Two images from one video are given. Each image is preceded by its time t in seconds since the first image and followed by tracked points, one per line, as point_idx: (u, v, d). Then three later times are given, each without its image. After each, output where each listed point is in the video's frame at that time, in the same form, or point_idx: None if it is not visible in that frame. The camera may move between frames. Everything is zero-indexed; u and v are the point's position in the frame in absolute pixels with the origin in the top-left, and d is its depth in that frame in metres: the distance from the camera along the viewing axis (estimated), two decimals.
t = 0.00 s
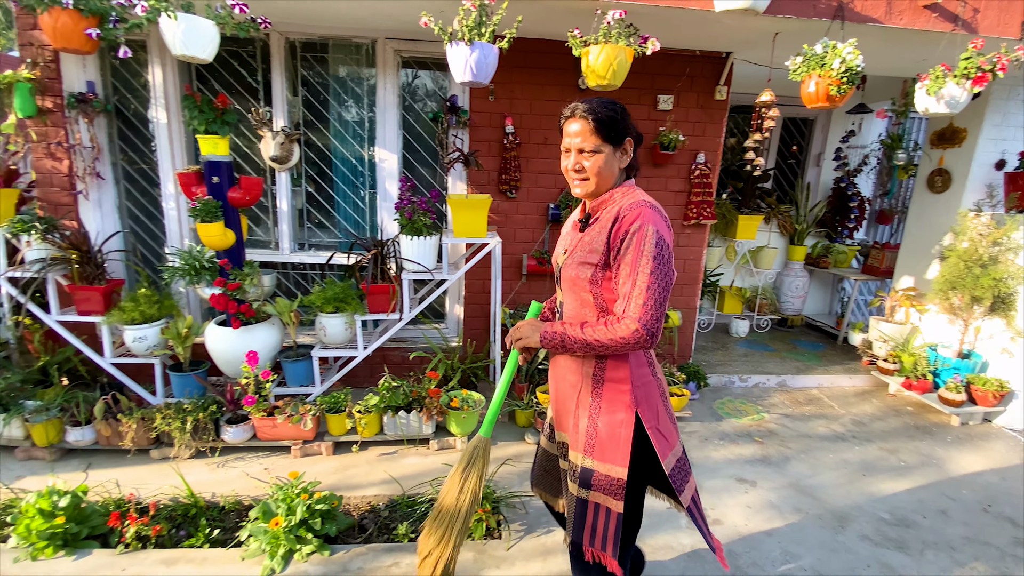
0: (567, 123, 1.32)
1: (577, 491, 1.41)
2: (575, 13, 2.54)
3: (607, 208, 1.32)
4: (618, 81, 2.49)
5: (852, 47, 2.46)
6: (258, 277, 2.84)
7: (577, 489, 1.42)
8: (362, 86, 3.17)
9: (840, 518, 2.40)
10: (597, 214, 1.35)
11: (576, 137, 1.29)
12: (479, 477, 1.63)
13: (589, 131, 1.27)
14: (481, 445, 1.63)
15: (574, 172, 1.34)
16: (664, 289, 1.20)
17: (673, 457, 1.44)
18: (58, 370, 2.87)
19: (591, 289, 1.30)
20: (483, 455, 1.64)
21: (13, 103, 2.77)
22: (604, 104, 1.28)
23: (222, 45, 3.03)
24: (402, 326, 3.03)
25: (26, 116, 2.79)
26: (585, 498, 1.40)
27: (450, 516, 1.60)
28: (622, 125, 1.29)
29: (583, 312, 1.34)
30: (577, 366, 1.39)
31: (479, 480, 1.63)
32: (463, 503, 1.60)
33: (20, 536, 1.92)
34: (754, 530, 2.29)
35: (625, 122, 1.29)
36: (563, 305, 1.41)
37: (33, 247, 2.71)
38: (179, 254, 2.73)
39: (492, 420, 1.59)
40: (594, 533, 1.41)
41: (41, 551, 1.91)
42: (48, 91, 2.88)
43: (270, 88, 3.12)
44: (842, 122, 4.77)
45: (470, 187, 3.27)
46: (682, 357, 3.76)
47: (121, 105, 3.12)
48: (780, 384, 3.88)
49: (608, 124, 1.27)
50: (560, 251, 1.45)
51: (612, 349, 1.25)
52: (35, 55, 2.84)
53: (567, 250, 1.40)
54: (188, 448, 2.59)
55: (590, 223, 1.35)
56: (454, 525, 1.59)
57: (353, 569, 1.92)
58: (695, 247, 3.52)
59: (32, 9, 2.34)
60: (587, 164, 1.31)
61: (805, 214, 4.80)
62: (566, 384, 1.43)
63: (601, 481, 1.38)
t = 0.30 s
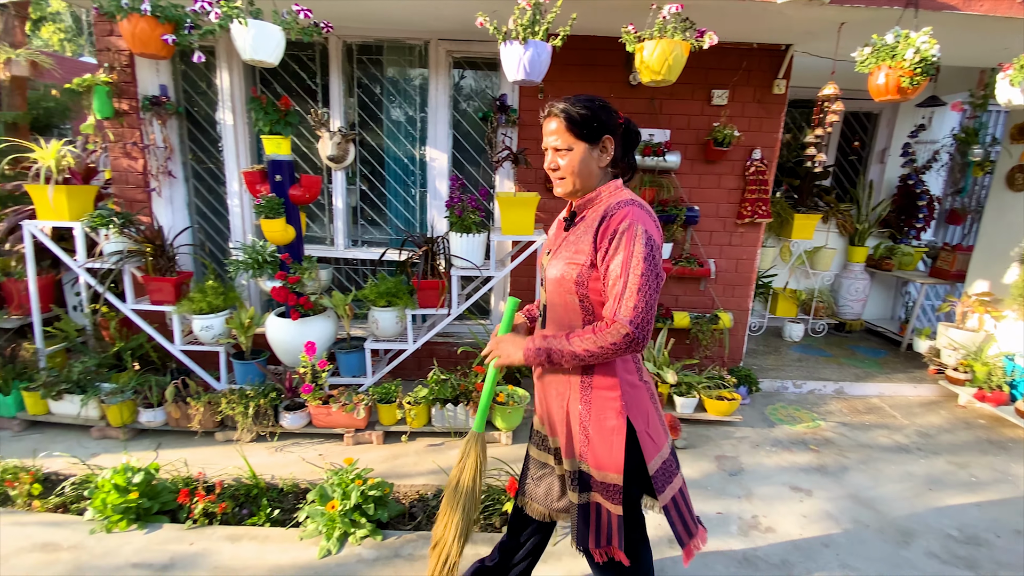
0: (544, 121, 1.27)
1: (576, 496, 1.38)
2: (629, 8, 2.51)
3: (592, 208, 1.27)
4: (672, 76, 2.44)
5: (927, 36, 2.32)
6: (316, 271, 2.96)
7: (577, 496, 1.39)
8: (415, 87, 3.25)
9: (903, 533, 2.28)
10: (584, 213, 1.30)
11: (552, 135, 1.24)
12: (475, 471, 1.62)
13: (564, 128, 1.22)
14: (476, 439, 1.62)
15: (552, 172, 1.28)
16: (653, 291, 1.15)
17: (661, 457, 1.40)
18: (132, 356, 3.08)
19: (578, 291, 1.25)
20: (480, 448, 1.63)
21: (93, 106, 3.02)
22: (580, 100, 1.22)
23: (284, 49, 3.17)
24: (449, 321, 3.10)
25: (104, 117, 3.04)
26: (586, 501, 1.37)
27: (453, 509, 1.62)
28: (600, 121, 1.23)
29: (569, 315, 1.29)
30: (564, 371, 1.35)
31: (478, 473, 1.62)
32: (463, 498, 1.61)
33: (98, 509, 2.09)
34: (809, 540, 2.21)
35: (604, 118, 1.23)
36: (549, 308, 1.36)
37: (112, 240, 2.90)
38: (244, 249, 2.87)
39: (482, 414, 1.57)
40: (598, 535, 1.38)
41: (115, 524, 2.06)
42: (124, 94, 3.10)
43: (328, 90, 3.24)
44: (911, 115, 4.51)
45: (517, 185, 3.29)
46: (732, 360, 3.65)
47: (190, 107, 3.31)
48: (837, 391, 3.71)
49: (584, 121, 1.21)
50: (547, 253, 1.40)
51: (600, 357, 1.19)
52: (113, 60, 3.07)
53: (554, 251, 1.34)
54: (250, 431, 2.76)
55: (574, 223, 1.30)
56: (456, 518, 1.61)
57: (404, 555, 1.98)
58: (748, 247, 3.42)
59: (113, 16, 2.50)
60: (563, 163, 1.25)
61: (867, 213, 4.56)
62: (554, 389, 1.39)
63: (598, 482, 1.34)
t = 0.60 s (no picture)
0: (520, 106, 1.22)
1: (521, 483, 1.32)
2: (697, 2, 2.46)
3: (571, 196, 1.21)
4: (742, 71, 2.38)
5: None
6: (379, 266, 3.08)
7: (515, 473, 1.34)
8: (475, 87, 3.30)
9: (988, 557, 2.13)
10: (563, 201, 1.24)
11: (528, 122, 1.19)
12: (460, 452, 1.66)
13: (539, 114, 1.17)
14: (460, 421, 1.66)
15: (531, 160, 1.23)
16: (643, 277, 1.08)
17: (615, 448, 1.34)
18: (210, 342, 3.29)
19: (560, 279, 1.17)
20: (462, 429, 1.66)
21: (179, 109, 3.25)
22: (557, 86, 1.17)
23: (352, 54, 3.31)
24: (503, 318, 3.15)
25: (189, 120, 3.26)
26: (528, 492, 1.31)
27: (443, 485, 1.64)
28: (578, 109, 1.18)
29: (549, 304, 1.23)
30: (542, 363, 1.27)
31: (461, 453, 1.67)
32: (449, 474, 1.64)
33: (181, 482, 2.26)
34: (881, 558, 2.10)
35: (582, 106, 1.18)
36: (530, 299, 1.28)
37: (195, 235, 3.12)
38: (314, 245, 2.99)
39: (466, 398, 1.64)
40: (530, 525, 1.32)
41: (197, 497, 2.22)
42: (207, 98, 3.30)
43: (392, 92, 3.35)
44: (1005, 107, 4.16)
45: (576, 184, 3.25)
46: (797, 367, 3.49)
47: (266, 111, 3.53)
48: (913, 404, 3.48)
49: (561, 108, 1.16)
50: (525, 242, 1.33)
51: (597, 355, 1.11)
52: (198, 67, 3.26)
53: (534, 240, 1.27)
54: (317, 417, 2.91)
55: (553, 212, 1.24)
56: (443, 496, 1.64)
57: (461, 543, 2.05)
58: (818, 248, 3.25)
59: (200, 24, 2.66)
60: (540, 151, 1.20)
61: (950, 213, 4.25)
62: (533, 386, 1.29)
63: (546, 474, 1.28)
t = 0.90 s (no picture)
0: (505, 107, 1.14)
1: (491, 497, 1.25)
2: None
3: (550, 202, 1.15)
4: (821, 62, 2.27)
5: None
6: (441, 261, 3.14)
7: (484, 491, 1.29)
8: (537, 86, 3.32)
9: None
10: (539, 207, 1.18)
11: (517, 123, 1.12)
12: (420, 452, 1.55)
13: (527, 116, 1.10)
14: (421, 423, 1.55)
15: (517, 163, 1.15)
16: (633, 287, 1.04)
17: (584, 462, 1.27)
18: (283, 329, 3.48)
19: (535, 288, 1.12)
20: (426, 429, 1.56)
21: (261, 112, 3.52)
22: (548, 84, 1.11)
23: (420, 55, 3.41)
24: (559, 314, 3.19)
25: (269, 122, 3.50)
26: (497, 504, 1.24)
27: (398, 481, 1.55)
28: (570, 114, 1.14)
29: (519, 311, 1.17)
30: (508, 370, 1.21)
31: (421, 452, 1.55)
32: (403, 469, 1.54)
33: (259, 458, 2.44)
34: None
35: (573, 112, 1.14)
36: (500, 307, 1.22)
37: (273, 229, 3.30)
38: (380, 239, 3.13)
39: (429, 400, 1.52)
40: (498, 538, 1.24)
41: (273, 472, 2.39)
42: (286, 101, 3.53)
43: (456, 92, 3.42)
44: None
45: (636, 180, 3.22)
46: (873, 376, 3.29)
47: (338, 112, 3.67)
48: (1005, 421, 3.19)
49: (553, 110, 1.10)
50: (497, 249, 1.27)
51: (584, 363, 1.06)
52: (278, 71, 3.49)
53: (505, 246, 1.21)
54: (380, 403, 3.03)
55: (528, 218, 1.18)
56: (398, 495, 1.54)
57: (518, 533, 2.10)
58: (900, 249, 3.04)
59: (283, 31, 2.84)
60: (527, 154, 1.13)
61: None
62: (500, 392, 1.24)
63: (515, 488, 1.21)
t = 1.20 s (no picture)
0: (496, 81, 1.07)
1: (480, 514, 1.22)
2: None
3: (528, 185, 1.06)
4: (912, 51, 2.13)
5: None
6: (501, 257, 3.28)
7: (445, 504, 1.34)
8: (601, 81, 3.30)
9: None
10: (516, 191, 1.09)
11: (520, 95, 1.04)
12: (383, 472, 1.46)
13: (520, 89, 1.03)
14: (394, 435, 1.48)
15: (511, 138, 1.05)
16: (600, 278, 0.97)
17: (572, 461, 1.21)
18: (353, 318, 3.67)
19: (510, 282, 1.03)
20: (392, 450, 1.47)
21: (337, 112, 3.70)
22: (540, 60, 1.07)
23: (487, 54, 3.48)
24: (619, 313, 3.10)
25: (343, 122, 3.68)
26: (485, 520, 1.21)
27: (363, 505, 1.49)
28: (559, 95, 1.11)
29: (492, 309, 1.08)
30: (484, 373, 1.12)
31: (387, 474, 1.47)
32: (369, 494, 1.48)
33: (330, 437, 2.59)
34: None
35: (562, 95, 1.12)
36: (471, 305, 1.13)
37: (347, 223, 3.50)
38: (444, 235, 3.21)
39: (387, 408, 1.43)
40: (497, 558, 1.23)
41: (343, 451, 2.53)
42: (359, 102, 3.68)
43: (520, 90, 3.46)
44: None
45: (703, 176, 3.13)
46: (962, 391, 3.05)
47: (407, 112, 3.80)
48: None
49: (553, 88, 1.07)
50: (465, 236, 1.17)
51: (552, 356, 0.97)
52: (352, 73, 3.65)
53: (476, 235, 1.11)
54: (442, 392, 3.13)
55: (502, 203, 1.09)
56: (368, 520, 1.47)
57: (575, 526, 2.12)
58: (998, 253, 2.80)
59: (360, 35, 2.97)
60: (519, 128, 1.04)
61: None
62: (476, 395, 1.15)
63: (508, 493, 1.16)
